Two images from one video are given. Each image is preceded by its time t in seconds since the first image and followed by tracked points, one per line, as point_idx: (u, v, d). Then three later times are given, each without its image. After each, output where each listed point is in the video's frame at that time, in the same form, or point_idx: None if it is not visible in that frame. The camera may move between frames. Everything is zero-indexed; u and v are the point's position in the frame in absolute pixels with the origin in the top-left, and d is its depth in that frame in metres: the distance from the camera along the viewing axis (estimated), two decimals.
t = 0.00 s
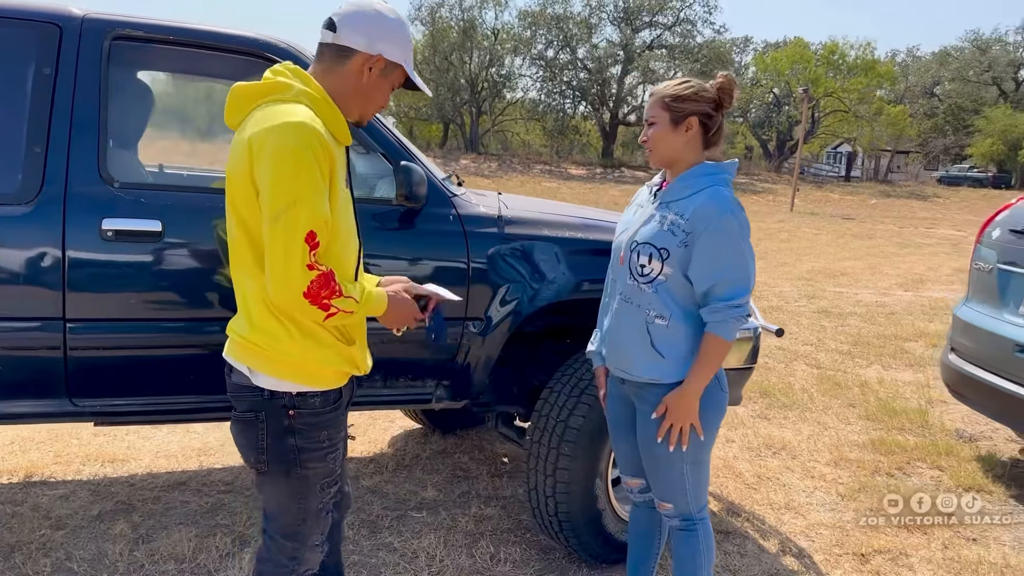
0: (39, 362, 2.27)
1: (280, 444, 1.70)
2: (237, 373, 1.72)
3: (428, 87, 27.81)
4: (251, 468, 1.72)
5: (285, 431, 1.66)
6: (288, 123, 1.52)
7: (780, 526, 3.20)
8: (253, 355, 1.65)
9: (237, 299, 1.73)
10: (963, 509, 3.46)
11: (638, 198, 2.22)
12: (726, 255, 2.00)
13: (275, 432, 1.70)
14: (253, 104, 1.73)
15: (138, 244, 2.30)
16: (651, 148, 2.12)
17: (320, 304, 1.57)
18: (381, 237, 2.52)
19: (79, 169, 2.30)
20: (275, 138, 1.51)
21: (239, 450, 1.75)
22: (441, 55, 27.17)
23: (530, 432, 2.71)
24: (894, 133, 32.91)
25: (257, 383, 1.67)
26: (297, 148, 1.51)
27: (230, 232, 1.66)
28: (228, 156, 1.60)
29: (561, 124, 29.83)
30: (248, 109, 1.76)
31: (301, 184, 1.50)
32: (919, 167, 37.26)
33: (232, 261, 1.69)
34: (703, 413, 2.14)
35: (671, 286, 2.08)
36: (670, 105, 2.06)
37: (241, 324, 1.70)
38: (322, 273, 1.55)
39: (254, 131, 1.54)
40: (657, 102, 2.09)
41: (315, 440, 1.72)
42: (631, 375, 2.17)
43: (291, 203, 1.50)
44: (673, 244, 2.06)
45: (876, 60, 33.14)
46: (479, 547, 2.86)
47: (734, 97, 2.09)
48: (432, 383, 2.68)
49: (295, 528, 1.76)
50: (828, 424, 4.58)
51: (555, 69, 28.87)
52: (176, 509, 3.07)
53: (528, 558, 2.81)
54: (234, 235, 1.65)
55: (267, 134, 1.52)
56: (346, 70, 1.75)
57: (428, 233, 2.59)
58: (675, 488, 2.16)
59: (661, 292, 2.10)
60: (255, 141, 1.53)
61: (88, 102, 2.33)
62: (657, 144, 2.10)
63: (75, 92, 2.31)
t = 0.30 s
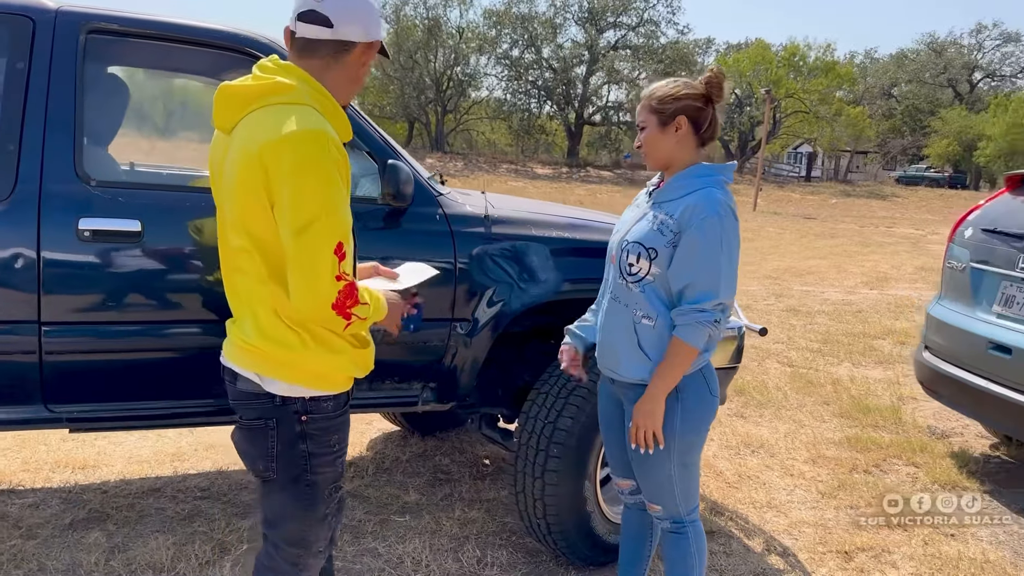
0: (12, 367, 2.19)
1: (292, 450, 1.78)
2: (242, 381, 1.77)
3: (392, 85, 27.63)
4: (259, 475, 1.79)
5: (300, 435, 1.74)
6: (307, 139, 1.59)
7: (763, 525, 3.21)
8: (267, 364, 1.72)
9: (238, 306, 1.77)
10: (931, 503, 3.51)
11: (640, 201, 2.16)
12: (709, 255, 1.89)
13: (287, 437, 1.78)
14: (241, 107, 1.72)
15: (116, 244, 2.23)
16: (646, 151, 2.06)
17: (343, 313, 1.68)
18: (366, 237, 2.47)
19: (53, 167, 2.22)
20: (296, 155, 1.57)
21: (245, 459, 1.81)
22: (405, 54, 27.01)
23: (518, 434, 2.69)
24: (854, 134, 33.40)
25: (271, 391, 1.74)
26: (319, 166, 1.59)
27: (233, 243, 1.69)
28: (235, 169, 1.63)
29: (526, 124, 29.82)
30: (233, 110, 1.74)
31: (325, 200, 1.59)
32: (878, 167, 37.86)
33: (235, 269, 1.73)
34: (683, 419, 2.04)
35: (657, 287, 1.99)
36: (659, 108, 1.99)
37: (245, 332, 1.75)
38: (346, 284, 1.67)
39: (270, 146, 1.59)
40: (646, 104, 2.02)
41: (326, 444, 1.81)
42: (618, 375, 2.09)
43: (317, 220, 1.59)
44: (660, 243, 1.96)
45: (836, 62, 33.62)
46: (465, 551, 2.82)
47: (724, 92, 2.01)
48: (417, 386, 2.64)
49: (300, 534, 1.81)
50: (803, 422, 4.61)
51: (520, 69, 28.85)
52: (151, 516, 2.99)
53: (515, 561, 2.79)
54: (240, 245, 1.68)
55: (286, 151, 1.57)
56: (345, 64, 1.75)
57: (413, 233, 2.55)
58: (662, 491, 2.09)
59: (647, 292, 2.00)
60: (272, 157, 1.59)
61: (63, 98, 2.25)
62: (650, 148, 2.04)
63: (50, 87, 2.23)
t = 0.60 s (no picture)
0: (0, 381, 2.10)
1: (320, 465, 1.81)
2: (266, 396, 1.78)
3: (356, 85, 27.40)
4: (283, 491, 1.81)
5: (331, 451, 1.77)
6: (340, 149, 1.61)
7: (758, 529, 3.21)
8: (296, 377, 1.73)
9: (260, 319, 1.77)
10: (914, 507, 3.50)
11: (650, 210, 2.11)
12: (719, 259, 1.83)
13: (314, 454, 1.80)
14: (254, 116, 1.70)
15: (108, 253, 2.14)
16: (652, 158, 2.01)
17: (373, 322, 1.72)
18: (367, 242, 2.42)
19: (42, 172, 2.13)
20: (333, 167, 1.60)
21: (268, 474, 1.84)
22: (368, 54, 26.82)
23: (518, 442, 2.65)
24: (814, 135, 33.87)
25: (301, 406, 1.75)
26: (353, 176, 1.62)
27: (258, 256, 1.69)
28: (263, 181, 1.63)
29: (491, 124, 29.77)
30: (245, 119, 1.71)
31: (359, 210, 1.63)
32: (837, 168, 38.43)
33: (258, 282, 1.73)
34: (694, 427, 1.98)
35: (666, 293, 1.93)
36: (666, 111, 1.95)
37: (269, 345, 1.75)
38: (375, 292, 1.71)
39: (302, 158, 1.60)
40: (653, 108, 1.97)
41: (351, 460, 1.85)
42: (625, 382, 2.02)
43: (352, 230, 1.62)
44: (668, 248, 1.90)
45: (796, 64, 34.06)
46: (463, 561, 2.78)
47: (732, 96, 1.96)
48: (416, 395, 2.59)
49: (320, 551, 1.84)
50: (786, 423, 4.62)
51: (484, 69, 28.78)
52: (136, 531, 2.90)
53: (514, 572, 2.75)
54: (265, 259, 1.69)
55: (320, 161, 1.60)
56: (349, 65, 1.72)
57: (413, 239, 2.50)
58: (672, 500, 2.03)
59: (656, 298, 1.94)
60: (305, 168, 1.60)
61: (52, 102, 2.16)
62: (658, 153, 1.98)
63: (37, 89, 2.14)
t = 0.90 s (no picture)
0: None
1: (335, 482, 1.76)
2: (281, 412, 1.74)
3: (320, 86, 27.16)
4: (299, 509, 1.76)
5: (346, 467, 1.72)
6: (355, 157, 1.57)
7: (750, 532, 3.24)
8: (311, 391, 1.69)
9: (275, 333, 1.73)
10: (915, 508, 3.58)
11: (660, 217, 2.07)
12: (737, 272, 1.85)
13: (329, 470, 1.75)
14: (269, 128, 1.67)
15: (107, 265, 2.10)
16: (665, 164, 2.00)
17: (389, 334, 1.66)
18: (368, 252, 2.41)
19: (39, 182, 2.08)
20: (348, 174, 1.56)
21: (283, 492, 1.78)
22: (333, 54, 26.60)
23: (518, 451, 2.64)
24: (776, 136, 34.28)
25: (316, 422, 1.71)
26: (368, 184, 1.57)
27: (272, 268, 1.65)
28: (277, 192, 1.59)
29: (457, 126, 29.69)
30: (260, 130, 1.68)
31: (375, 218, 1.58)
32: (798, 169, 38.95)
33: (272, 295, 1.69)
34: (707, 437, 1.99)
35: (681, 304, 1.93)
36: (684, 118, 1.94)
37: (285, 359, 1.71)
38: (390, 302, 1.65)
39: (316, 165, 1.56)
40: (668, 114, 1.96)
41: (367, 476, 1.79)
42: (635, 392, 2.01)
43: (367, 239, 1.57)
44: (683, 259, 1.91)
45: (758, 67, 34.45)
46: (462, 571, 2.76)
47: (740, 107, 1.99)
48: (416, 404, 2.56)
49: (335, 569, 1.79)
50: (769, 425, 4.67)
51: (450, 71, 28.69)
52: (127, 546, 2.84)
53: None
54: (279, 270, 1.65)
55: (335, 169, 1.56)
56: (354, 72, 1.68)
57: (415, 247, 2.48)
58: (682, 509, 2.03)
59: (670, 308, 1.95)
60: (318, 176, 1.56)
61: (49, 111, 2.12)
62: (672, 159, 1.98)
63: (33, 96, 2.10)
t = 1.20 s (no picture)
0: None
1: (328, 486, 1.69)
2: (275, 415, 1.69)
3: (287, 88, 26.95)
4: (293, 512, 1.70)
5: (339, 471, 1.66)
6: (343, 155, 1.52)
7: (733, 528, 3.31)
8: (303, 394, 1.64)
9: (271, 336, 1.69)
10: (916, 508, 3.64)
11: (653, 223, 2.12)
12: (730, 274, 1.91)
13: (323, 473, 1.69)
14: (270, 131, 1.65)
15: (103, 271, 2.11)
16: (660, 169, 2.05)
17: (374, 338, 1.61)
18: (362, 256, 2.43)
19: (35, 188, 2.09)
20: (336, 173, 1.51)
21: (278, 494, 1.73)
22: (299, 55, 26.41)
23: (509, 452, 2.68)
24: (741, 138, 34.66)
25: (308, 425, 1.66)
26: (356, 182, 1.52)
27: (267, 270, 1.62)
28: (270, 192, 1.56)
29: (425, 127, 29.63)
30: (263, 135, 1.67)
31: (364, 219, 1.53)
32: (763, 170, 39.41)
33: (267, 297, 1.65)
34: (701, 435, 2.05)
35: (677, 308, 1.99)
36: (683, 124, 2.01)
37: (278, 362, 1.67)
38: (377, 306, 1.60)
39: (307, 166, 1.52)
40: (667, 120, 2.03)
41: (362, 479, 1.73)
42: (631, 393, 2.06)
43: (355, 240, 1.52)
44: (679, 263, 1.96)
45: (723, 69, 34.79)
46: (454, 571, 2.79)
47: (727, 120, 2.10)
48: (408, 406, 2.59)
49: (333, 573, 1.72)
50: (745, 423, 4.75)
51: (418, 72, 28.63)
52: (116, 552, 2.84)
53: None
54: (273, 272, 1.61)
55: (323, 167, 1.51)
56: (355, 80, 1.66)
57: (407, 251, 2.51)
58: (677, 505, 2.08)
59: (665, 311, 2.00)
60: (308, 176, 1.52)
61: (43, 117, 2.12)
62: (671, 163, 2.03)
63: (27, 102, 2.10)
